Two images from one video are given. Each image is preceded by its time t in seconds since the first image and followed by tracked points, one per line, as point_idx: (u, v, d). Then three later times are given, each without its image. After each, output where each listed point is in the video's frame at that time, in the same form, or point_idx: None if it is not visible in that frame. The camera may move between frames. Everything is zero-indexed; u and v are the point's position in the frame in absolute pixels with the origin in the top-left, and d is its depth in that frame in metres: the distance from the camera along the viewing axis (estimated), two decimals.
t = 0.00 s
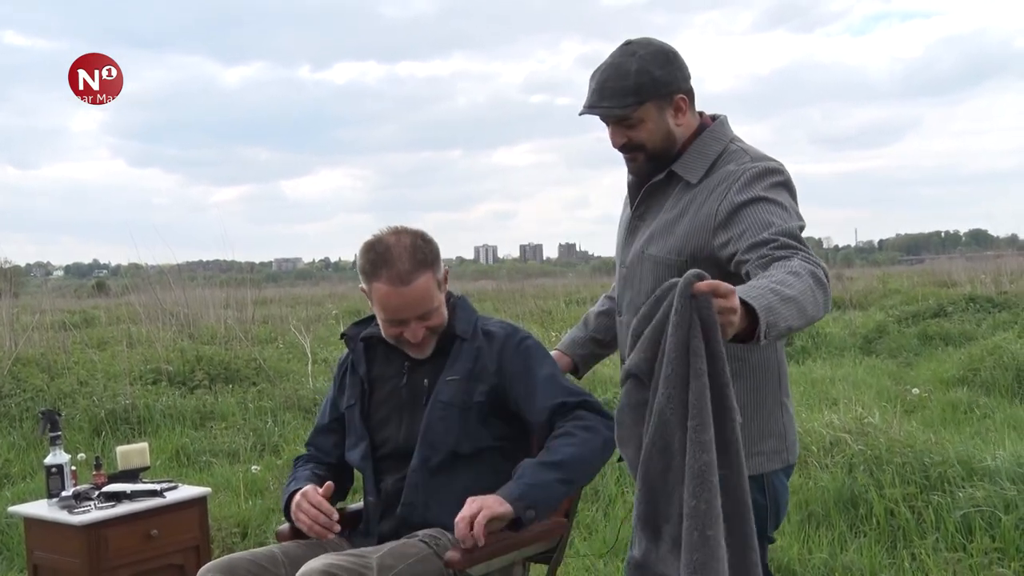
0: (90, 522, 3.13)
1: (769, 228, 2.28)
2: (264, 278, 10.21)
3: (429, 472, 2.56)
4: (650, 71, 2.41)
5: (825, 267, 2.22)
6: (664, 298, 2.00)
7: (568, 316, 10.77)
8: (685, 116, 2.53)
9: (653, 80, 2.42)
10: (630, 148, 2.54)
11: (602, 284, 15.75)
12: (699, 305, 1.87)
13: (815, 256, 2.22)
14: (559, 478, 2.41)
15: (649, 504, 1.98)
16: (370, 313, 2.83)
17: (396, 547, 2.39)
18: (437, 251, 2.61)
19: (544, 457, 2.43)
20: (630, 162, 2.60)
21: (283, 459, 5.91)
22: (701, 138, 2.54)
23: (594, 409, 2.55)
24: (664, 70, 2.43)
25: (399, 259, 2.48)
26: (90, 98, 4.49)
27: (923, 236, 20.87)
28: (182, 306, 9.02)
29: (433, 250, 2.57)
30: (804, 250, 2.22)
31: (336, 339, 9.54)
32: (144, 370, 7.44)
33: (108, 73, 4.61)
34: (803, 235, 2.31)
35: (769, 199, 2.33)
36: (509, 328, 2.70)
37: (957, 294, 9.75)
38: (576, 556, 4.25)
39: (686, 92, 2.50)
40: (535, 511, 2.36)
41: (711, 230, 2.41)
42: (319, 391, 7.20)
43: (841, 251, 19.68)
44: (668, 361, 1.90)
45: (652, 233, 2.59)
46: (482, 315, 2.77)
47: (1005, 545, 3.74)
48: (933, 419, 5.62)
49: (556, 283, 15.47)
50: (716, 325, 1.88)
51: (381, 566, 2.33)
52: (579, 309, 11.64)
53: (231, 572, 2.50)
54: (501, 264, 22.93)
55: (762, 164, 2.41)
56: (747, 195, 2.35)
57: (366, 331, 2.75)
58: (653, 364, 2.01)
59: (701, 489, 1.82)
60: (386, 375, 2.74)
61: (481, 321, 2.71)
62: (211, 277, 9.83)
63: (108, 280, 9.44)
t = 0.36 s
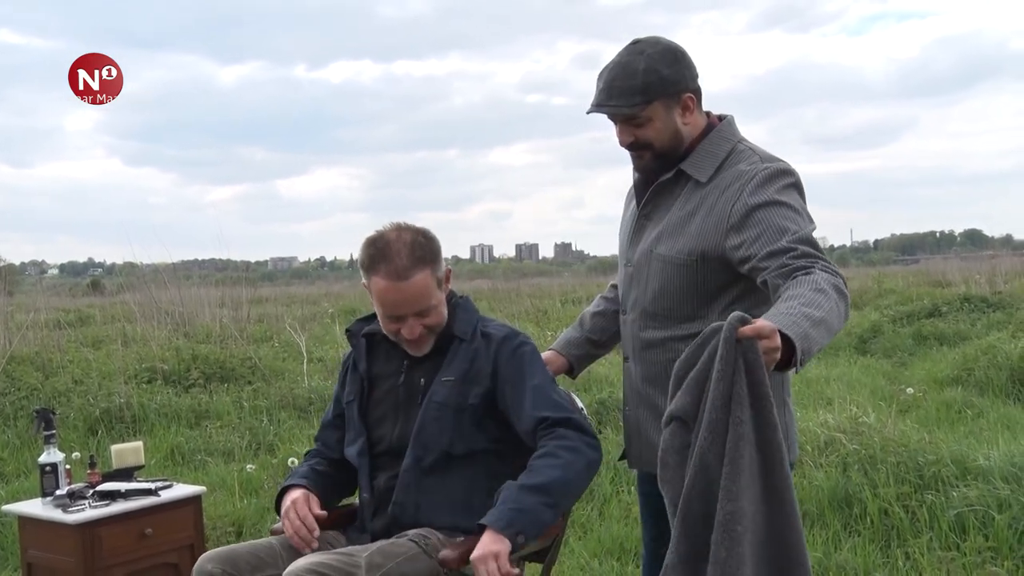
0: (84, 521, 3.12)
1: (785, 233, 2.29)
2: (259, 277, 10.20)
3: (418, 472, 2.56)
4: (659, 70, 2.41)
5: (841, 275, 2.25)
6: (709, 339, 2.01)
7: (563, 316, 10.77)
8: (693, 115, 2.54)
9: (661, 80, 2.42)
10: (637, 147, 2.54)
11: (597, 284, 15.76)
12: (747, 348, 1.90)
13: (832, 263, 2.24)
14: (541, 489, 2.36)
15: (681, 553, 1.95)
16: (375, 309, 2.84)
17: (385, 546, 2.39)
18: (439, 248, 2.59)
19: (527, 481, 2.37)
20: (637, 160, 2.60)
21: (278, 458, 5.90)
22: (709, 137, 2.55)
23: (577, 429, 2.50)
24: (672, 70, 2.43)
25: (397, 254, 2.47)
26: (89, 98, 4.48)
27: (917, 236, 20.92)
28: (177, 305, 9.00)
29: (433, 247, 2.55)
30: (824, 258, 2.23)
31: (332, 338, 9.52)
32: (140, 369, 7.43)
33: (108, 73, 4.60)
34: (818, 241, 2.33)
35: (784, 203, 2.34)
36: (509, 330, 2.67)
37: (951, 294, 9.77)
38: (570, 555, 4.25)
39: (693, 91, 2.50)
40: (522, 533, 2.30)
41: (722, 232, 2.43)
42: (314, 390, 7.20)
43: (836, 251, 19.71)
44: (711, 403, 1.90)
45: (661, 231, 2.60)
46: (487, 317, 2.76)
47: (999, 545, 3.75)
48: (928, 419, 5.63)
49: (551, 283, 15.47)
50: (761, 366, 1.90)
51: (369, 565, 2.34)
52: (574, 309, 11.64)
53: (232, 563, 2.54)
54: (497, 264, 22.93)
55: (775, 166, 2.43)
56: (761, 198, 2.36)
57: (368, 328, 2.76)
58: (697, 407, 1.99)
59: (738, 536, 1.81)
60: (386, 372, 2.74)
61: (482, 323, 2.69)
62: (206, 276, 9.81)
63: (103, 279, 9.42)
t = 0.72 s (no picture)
0: (83, 521, 3.12)
1: (803, 239, 2.31)
2: (258, 277, 10.19)
3: (419, 476, 2.55)
4: (665, 68, 2.42)
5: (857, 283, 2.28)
6: (727, 370, 2.09)
7: (562, 316, 10.77)
8: (699, 114, 2.54)
9: (667, 77, 2.42)
10: (643, 144, 2.54)
11: (596, 283, 15.76)
12: (765, 382, 1.99)
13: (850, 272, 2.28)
14: (552, 493, 2.37)
15: None
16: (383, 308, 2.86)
17: (393, 552, 2.41)
18: (439, 246, 2.60)
19: (563, 479, 2.40)
20: (642, 157, 2.60)
21: (278, 458, 5.90)
22: (719, 138, 2.56)
23: (605, 438, 2.53)
24: (678, 68, 2.43)
25: (389, 235, 2.53)
26: (89, 98, 4.48)
27: (916, 236, 20.92)
28: (176, 305, 9.00)
29: (430, 242, 2.57)
30: (842, 267, 2.27)
31: (331, 339, 9.52)
32: (139, 369, 7.42)
33: (108, 73, 4.60)
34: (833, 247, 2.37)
35: (801, 207, 2.36)
36: (513, 334, 2.65)
37: (950, 294, 9.77)
38: (569, 555, 4.25)
39: (700, 89, 2.50)
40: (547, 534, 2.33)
41: (738, 232, 2.43)
42: (314, 390, 7.19)
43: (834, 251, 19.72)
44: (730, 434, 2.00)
45: (672, 229, 2.59)
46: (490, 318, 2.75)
47: (998, 544, 3.75)
48: (927, 419, 5.64)
49: (550, 283, 15.46)
50: (777, 397, 2.00)
51: (378, 573, 2.36)
52: (573, 308, 11.64)
53: None
54: (496, 264, 22.93)
55: (791, 167, 2.44)
56: (779, 200, 2.37)
57: (373, 327, 2.78)
58: (715, 435, 2.08)
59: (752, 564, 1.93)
60: (389, 371, 2.75)
61: (485, 325, 2.68)
62: (206, 276, 9.81)
63: (102, 279, 9.41)
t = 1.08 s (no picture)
0: (89, 521, 3.12)
1: (812, 243, 2.33)
2: (263, 278, 10.22)
3: (422, 478, 2.53)
4: (669, 68, 2.42)
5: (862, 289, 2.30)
6: (735, 391, 2.08)
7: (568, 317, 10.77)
8: (704, 116, 2.52)
9: (671, 77, 2.42)
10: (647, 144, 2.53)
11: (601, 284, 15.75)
12: (772, 404, 2.00)
13: (856, 279, 2.30)
14: (529, 496, 2.33)
15: None
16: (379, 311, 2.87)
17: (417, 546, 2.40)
18: (449, 242, 2.72)
19: (529, 483, 2.35)
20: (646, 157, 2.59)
21: (283, 459, 5.91)
22: (727, 140, 2.56)
23: (587, 428, 2.50)
24: (683, 69, 2.43)
25: (407, 212, 2.68)
26: (90, 98, 4.48)
27: (922, 237, 20.88)
28: (182, 306, 9.02)
29: (441, 233, 2.69)
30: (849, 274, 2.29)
31: (336, 339, 9.53)
32: (144, 370, 7.45)
33: (108, 73, 4.60)
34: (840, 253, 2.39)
35: (811, 211, 2.37)
36: (501, 330, 2.65)
37: (956, 296, 9.75)
38: (575, 557, 4.25)
39: (706, 92, 2.49)
40: (514, 537, 2.29)
41: (747, 233, 2.43)
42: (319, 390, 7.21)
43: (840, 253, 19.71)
44: (743, 456, 2.00)
45: (681, 229, 2.58)
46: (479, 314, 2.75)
47: (1005, 547, 3.73)
48: (933, 421, 5.62)
49: (555, 284, 15.46)
50: (787, 416, 2.01)
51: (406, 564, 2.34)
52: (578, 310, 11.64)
53: None
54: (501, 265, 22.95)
55: (800, 170, 2.45)
56: (790, 202, 2.37)
57: (370, 328, 2.79)
58: (726, 455, 2.08)
59: None
60: (384, 373, 2.75)
61: (474, 322, 2.68)
62: (211, 277, 9.83)
63: (107, 280, 9.44)
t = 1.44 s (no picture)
0: (91, 522, 3.13)
1: (798, 243, 2.36)
2: (266, 279, 10.23)
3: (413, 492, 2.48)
4: (664, 72, 2.44)
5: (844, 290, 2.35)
6: (737, 376, 2.10)
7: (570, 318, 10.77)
8: (693, 122, 2.54)
9: (665, 81, 2.44)
10: (636, 145, 2.54)
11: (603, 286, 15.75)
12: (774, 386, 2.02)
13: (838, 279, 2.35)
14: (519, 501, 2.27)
15: None
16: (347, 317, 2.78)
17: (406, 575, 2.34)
18: (414, 244, 2.65)
19: (520, 488, 2.28)
20: (634, 159, 2.59)
21: (285, 460, 5.91)
22: (712, 148, 2.59)
23: (572, 417, 2.40)
24: (677, 75, 2.45)
25: (368, 214, 2.61)
26: (90, 98, 4.49)
27: (925, 239, 20.85)
28: (185, 307, 9.03)
29: (406, 235, 2.62)
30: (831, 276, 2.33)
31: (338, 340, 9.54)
32: (146, 370, 7.46)
33: (108, 73, 4.61)
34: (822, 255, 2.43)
35: (798, 212, 2.41)
36: (471, 332, 2.54)
37: (959, 297, 9.73)
38: (576, 559, 4.25)
39: (696, 97, 2.51)
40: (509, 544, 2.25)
41: (735, 231, 2.44)
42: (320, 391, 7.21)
43: (843, 255, 19.69)
44: (747, 435, 2.00)
45: (671, 229, 2.59)
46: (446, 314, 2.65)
47: (1008, 549, 3.72)
48: (935, 423, 5.61)
49: (557, 285, 15.47)
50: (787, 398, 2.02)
51: None
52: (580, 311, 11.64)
53: None
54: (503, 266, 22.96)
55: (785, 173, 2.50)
56: (778, 202, 2.41)
57: (337, 337, 2.68)
58: (730, 437, 2.09)
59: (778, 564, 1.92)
60: (358, 385, 2.67)
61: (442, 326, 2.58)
62: (213, 278, 9.84)
63: (110, 281, 9.46)
